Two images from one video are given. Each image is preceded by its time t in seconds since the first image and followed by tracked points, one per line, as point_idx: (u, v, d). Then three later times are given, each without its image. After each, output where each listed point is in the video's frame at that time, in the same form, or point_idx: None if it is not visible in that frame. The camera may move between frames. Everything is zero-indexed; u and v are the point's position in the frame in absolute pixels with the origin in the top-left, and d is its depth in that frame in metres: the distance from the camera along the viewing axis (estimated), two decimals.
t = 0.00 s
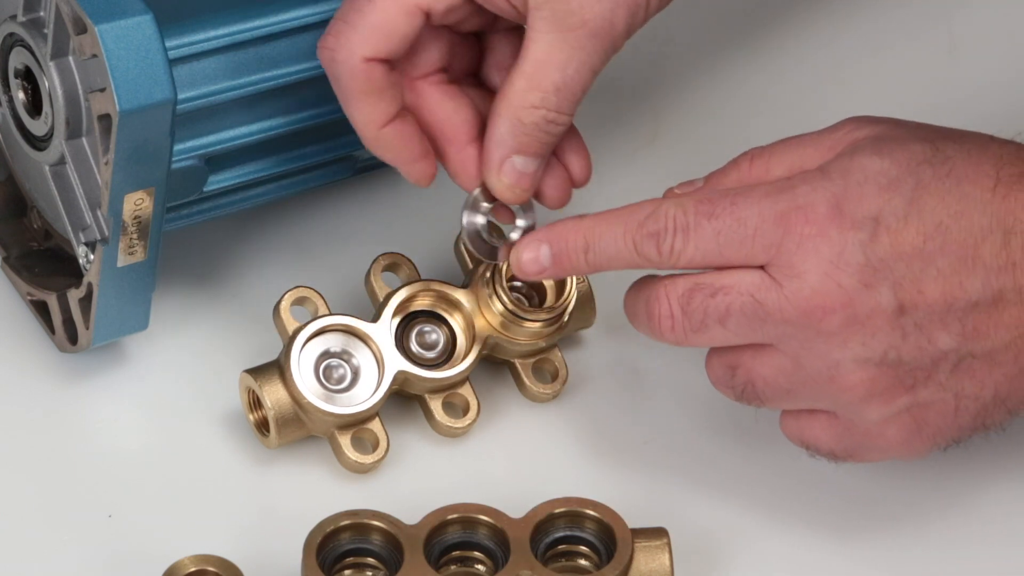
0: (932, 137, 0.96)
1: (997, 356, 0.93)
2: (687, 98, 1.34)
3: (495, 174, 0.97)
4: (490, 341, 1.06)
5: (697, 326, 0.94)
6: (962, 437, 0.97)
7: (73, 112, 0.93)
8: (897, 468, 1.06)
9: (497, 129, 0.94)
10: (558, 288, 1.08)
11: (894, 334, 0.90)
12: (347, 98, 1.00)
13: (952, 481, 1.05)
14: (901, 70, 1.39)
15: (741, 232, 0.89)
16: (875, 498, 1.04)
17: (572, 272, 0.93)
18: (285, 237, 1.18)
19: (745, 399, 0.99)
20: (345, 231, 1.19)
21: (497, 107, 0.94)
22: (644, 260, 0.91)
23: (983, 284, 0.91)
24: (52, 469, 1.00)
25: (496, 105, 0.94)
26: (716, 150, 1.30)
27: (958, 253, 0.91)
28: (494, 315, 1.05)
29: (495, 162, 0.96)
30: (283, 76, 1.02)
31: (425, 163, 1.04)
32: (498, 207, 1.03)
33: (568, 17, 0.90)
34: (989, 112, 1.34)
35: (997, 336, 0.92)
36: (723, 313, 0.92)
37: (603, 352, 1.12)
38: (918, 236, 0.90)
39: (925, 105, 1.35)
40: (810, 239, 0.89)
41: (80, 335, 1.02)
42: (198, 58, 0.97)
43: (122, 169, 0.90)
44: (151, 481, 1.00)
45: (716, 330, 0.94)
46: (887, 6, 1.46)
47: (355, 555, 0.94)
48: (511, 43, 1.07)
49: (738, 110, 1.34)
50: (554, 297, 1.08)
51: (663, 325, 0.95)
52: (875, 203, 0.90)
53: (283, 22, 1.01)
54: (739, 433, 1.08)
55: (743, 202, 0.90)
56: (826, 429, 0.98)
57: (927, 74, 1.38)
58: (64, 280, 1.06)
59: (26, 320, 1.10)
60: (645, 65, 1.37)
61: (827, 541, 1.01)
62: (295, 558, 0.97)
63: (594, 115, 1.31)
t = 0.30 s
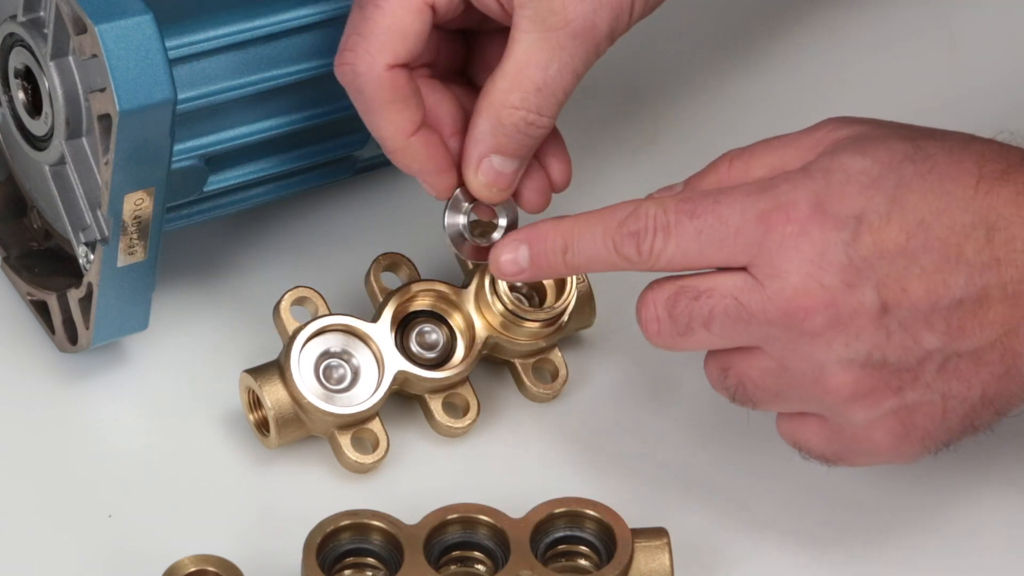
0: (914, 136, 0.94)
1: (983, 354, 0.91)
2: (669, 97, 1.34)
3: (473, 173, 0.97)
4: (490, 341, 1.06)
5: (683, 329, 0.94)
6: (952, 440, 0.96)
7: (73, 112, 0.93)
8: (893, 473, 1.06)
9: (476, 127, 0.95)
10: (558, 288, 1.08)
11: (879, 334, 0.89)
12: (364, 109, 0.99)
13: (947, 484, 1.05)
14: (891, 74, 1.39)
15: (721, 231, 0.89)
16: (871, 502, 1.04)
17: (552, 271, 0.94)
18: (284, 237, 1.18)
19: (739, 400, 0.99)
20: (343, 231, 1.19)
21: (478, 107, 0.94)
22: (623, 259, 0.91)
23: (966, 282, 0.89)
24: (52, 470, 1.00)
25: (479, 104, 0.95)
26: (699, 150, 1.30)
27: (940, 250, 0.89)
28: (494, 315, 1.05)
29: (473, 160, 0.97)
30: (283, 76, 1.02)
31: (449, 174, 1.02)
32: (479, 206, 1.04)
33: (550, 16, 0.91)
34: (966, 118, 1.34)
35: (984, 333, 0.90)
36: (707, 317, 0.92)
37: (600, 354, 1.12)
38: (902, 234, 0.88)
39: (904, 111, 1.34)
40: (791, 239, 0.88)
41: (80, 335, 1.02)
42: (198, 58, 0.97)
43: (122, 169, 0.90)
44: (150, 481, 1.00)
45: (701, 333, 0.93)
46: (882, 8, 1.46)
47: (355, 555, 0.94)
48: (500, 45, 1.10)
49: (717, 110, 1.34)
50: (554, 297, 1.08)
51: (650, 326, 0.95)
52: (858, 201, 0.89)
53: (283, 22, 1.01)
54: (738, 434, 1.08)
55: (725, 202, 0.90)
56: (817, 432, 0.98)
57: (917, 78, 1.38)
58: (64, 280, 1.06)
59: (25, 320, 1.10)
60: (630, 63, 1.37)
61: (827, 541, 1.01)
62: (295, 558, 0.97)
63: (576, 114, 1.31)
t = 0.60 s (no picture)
0: (885, 131, 0.94)
1: (961, 346, 0.90)
2: (663, 98, 1.34)
3: (459, 172, 0.97)
4: (490, 341, 1.06)
5: (659, 324, 0.94)
6: (934, 435, 0.95)
7: (73, 112, 0.93)
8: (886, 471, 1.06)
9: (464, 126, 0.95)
10: (558, 288, 1.08)
11: (852, 325, 0.89)
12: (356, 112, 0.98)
13: (942, 483, 1.05)
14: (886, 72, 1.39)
15: (692, 222, 0.90)
16: (867, 500, 1.04)
17: (527, 263, 0.94)
18: (283, 238, 1.18)
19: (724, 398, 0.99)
20: (341, 230, 1.19)
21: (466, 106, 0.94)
22: (596, 250, 0.92)
23: (940, 272, 0.88)
24: (52, 469, 1.00)
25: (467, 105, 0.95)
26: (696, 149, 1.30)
27: (914, 242, 0.89)
28: (494, 315, 1.05)
29: (459, 159, 0.97)
30: (283, 76, 1.02)
31: (440, 180, 1.02)
32: (468, 209, 1.03)
33: (539, 17, 0.92)
34: (947, 114, 1.34)
35: (959, 325, 0.89)
36: (683, 310, 0.93)
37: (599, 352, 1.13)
38: (872, 228, 0.88)
39: (888, 109, 1.35)
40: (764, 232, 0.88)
41: (80, 335, 1.02)
42: (198, 57, 0.97)
43: (122, 169, 0.90)
44: (149, 481, 1.00)
45: (678, 328, 0.94)
46: (877, 6, 1.46)
47: (355, 555, 0.94)
48: (491, 48, 1.09)
49: (710, 110, 1.34)
50: (554, 297, 1.08)
51: (630, 320, 0.96)
52: (828, 193, 0.89)
53: (284, 22, 1.01)
54: (737, 434, 1.07)
55: (697, 195, 0.90)
56: (799, 431, 0.98)
57: (911, 76, 1.38)
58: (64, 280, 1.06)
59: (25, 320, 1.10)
60: (622, 66, 1.37)
61: (826, 540, 1.01)
62: (295, 558, 0.97)
63: (567, 116, 1.31)
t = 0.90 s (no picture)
0: (895, 110, 0.94)
1: (969, 327, 0.91)
2: (664, 94, 1.34)
3: (454, 168, 0.97)
4: (490, 341, 1.06)
5: (667, 298, 0.95)
6: (939, 414, 0.95)
7: (73, 112, 0.93)
8: (886, 458, 1.06)
9: (459, 121, 0.94)
10: (558, 288, 1.09)
11: (860, 305, 0.89)
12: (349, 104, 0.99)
13: (943, 478, 1.05)
14: (884, 65, 1.40)
15: (702, 201, 0.90)
16: (866, 494, 1.04)
17: (541, 242, 0.95)
18: (285, 237, 1.18)
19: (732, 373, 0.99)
20: (341, 228, 1.19)
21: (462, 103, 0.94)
22: (608, 228, 0.92)
23: (949, 253, 0.89)
24: (52, 469, 1.00)
25: (462, 100, 0.95)
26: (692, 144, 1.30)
27: (924, 222, 0.89)
28: (494, 315, 1.05)
29: (453, 155, 0.96)
30: (282, 76, 1.02)
31: (433, 173, 1.01)
32: (461, 204, 1.03)
33: (537, 13, 0.92)
34: (953, 98, 1.36)
35: (967, 305, 0.90)
36: (691, 286, 0.93)
37: (598, 349, 1.13)
38: (882, 207, 0.88)
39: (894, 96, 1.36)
40: (771, 210, 0.88)
41: (80, 335, 1.02)
42: (198, 57, 0.97)
43: (122, 168, 0.90)
44: (150, 480, 1.00)
45: (685, 302, 0.94)
46: None
47: (355, 555, 0.94)
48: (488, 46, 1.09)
49: (709, 106, 1.34)
50: (555, 297, 1.09)
51: (639, 292, 0.97)
52: (838, 171, 0.89)
53: (283, 22, 1.01)
54: (736, 431, 1.08)
55: (708, 172, 0.90)
56: (805, 408, 0.98)
57: (910, 69, 1.39)
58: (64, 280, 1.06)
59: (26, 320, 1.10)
60: (617, 62, 1.37)
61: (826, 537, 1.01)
62: (295, 558, 0.97)
63: (562, 113, 1.31)
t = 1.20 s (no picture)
0: (899, 106, 0.94)
1: (971, 322, 0.91)
2: (665, 93, 1.35)
3: (454, 165, 0.97)
4: (490, 342, 1.06)
5: (670, 293, 0.95)
6: (941, 410, 0.95)
7: (73, 112, 0.93)
8: (888, 454, 1.06)
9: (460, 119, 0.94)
10: (558, 287, 1.09)
11: (861, 302, 0.89)
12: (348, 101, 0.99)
13: (944, 475, 1.05)
14: (885, 62, 1.40)
15: (704, 196, 0.89)
16: (867, 493, 1.04)
17: (542, 237, 0.95)
18: (285, 237, 1.18)
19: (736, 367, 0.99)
20: (342, 227, 1.19)
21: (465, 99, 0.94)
22: (611, 224, 0.92)
23: (951, 249, 0.89)
24: (53, 469, 1.00)
25: (463, 99, 0.95)
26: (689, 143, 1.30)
27: (926, 218, 0.89)
28: (494, 315, 1.05)
29: (454, 153, 0.96)
30: (282, 76, 1.02)
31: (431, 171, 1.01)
32: (460, 203, 1.03)
33: (538, 12, 0.92)
34: (956, 94, 1.36)
35: (968, 301, 0.90)
36: (693, 283, 0.93)
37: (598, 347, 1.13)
38: (884, 203, 0.88)
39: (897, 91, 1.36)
40: (773, 205, 0.88)
41: (80, 335, 1.02)
42: (198, 57, 0.97)
43: (122, 168, 0.91)
44: (150, 480, 1.00)
45: (688, 298, 0.95)
46: None
47: (354, 555, 0.94)
48: (488, 46, 1.09)
49: (710, 105, 1.34)
50: (554, 297, 1.09)
51: (643, 288, 0.97)
52: (841, 167, 0.89)
53: (283, 22, 1.01)
54: (736, 430, 1.08)
55: (710, 168, 0.90)
56: (807, 403, 0.98)
57: (911, 66, 1.39)
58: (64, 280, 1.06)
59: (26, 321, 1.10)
60: (618, 61, 1.37)
61: (827, 535, 1.01)
62: (295, 558, 0.97)
63: (560, 112, 1.31)
